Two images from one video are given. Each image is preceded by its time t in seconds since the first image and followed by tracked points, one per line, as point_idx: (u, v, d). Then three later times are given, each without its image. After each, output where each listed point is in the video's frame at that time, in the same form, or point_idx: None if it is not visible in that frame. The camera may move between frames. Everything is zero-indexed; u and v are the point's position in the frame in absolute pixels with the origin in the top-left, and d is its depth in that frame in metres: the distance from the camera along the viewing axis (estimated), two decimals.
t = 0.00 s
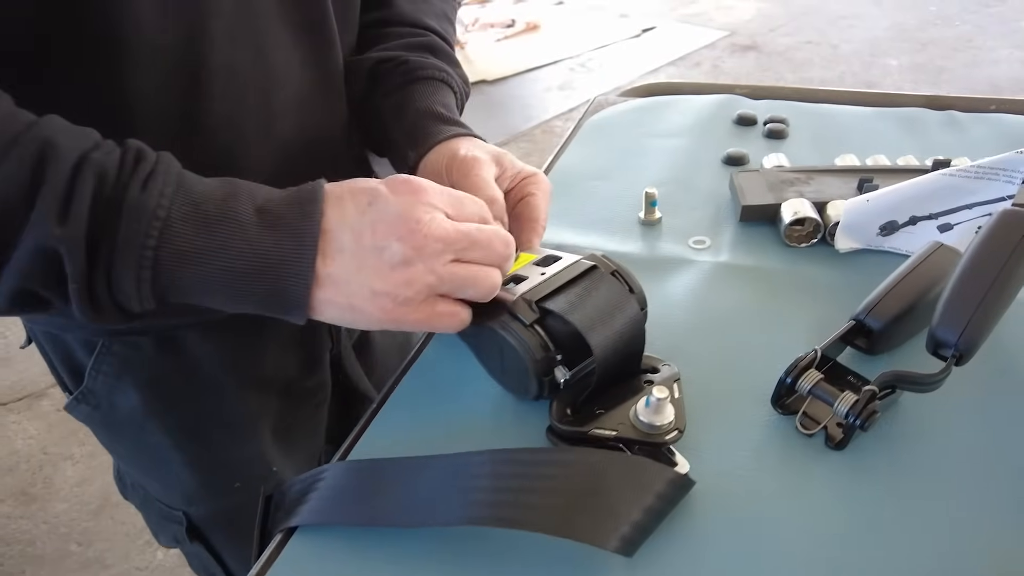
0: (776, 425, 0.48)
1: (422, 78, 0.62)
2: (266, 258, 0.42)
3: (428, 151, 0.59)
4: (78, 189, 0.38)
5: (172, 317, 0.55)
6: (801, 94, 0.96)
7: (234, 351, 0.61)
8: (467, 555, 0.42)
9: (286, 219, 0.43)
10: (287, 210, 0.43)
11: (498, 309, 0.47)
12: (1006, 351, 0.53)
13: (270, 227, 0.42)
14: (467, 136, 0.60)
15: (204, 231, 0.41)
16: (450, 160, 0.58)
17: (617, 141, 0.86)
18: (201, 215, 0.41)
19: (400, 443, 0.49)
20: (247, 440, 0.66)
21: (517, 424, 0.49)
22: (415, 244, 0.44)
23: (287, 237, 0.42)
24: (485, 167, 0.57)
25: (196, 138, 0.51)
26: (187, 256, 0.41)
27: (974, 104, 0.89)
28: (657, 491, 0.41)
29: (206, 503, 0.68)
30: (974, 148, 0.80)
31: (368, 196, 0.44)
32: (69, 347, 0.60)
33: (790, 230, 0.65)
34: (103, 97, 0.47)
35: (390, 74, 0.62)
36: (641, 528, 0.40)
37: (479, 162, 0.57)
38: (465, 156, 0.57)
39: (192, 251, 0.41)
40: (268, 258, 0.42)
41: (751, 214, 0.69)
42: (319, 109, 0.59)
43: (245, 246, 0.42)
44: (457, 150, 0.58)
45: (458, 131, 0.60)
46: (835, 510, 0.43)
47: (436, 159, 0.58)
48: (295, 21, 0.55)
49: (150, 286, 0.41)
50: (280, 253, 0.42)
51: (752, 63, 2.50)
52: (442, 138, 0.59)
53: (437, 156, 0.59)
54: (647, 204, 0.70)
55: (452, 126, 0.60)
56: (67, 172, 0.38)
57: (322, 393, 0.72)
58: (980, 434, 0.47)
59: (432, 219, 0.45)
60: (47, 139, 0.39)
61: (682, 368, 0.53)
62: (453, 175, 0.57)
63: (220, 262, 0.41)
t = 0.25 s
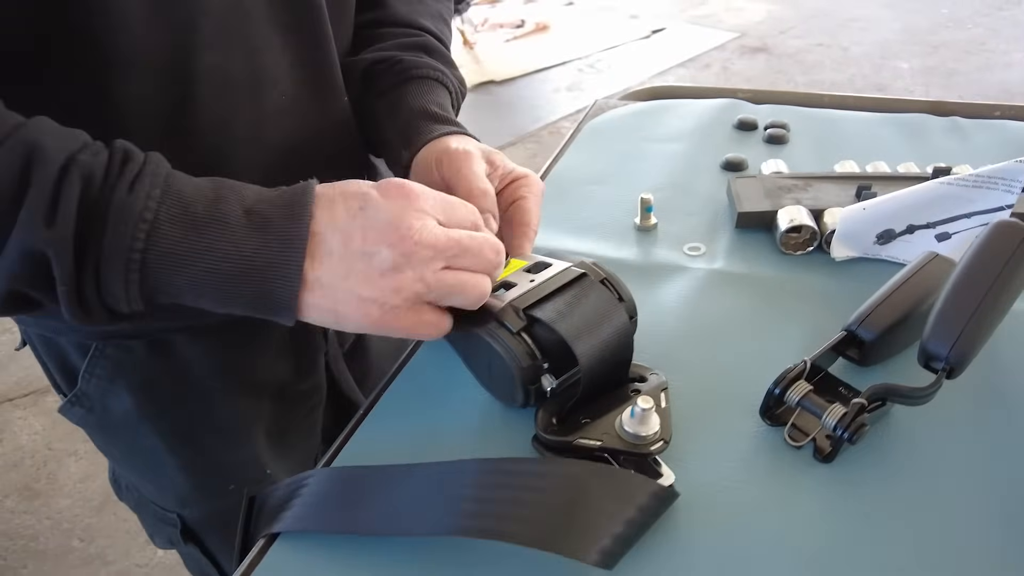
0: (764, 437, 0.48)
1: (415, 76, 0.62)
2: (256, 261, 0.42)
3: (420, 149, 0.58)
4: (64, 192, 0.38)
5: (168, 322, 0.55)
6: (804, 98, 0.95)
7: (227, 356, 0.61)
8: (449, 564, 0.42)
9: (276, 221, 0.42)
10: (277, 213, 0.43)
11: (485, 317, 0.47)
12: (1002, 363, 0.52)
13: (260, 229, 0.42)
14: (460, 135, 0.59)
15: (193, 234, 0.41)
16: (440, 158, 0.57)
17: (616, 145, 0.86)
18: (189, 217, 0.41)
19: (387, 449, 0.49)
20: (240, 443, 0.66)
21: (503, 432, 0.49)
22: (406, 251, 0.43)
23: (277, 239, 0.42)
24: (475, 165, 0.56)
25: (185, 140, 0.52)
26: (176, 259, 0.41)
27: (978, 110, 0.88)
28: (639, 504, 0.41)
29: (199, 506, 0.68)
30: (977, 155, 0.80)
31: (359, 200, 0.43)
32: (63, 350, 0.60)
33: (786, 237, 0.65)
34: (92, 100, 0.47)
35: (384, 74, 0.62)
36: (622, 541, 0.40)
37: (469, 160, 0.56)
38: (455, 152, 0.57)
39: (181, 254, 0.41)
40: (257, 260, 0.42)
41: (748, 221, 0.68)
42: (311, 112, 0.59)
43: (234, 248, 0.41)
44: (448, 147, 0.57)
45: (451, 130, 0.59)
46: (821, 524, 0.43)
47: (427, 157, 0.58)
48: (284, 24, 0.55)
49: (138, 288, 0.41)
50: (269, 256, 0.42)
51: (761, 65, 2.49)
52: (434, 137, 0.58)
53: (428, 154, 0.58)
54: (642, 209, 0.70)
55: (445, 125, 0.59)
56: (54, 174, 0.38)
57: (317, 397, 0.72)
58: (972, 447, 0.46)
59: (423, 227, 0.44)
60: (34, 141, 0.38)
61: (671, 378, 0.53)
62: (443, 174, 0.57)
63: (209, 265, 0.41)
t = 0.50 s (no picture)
0: (754, 451, 0.47)
1: (416, 85, 0.62)
2: (247, 258, 0.41)
3: (418, 159, 0.58)
4: (48, 191, 0.38)
5: (166, 325, 0.55)
6: (811, 105, 0.94)
7: (223, 360, 0.62)
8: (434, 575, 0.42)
9: (269, 217, 0.41)
10: (271, 208, 0.41)
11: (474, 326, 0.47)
12: (1001, 380, 0.51)
13: (252, 225, 0.41)
14: (458, 145, 0.59)
15: (183, 230, 0.40)
16: (434, 171, 0.57)
17: (620, 151, 0.85)
18: (180, 213, 0.40)
19: (378, 456, 0.49)
20: (237, 446, 0.66)
21: (493, 441, 0.49)
22: (404, 280, 0.43)
23: (269, 238, 0.41)
24: (468, 178, 0.56)
25: (179, 141, 0.52)
26: (166, 257, 0.40)
27: (988, 119, 0.87)
28: (623, 519, 0.41)
29: (196, 507, 0.68)
30: (985, 165, 0.79)
31: (367, 219, 0.42)
32: (62, 351, 0.60)
33: (786, 247, 0.64)
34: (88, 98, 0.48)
35: (385, 82, 0.62)
36: (606, 556, 0.40)
37: (463, 174, 0.56)
38: (449, 165, 0.56)
39: (171, 251, 0.40)
40: (248, 259, 0.41)
41: (748, 230, 0.67)
42: (308, 114, 0.59)
43: (225, 246, 0.41)
44: (445, 161, 0.57)
45: (450, 139, 0.59)
46: (810, 542, 0.42)
47: (422, 170, 0.58)
48: (283, 26, 0.55)
49: (130, 285, 0.40)
50: (262, 254, 0.41)
51: (775, 68, 2.47)
52: (431, 148, 0.58)
53: (422, 167, 0.58)
54: (642, 217, 0.69)
55: (443, 135, 0.59)
56: (36, 173, 0.37)
57: (316, 401, 0.72)
58: (967, 466, 0.46)
59: (425, 256, 0.44)
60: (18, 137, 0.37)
61: (662, 390, 0.52)
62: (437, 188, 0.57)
63: (199, 263, 0.40)
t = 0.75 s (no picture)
0: (755, 469, 0.47)
1: (422, 88, 0.62)
2: (272, 235, 0.40)
3: (421, 163, 0.58)
4: (70, 160, 0.37)
5: (172, 324, 0.56)
6: (828, 113, 0.93)
7: (229, 360, 0.62)
8: None
9: (298, 194, 0.40)
10: (300, 184, 0.40)
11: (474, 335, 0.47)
12: (1011, 402, 0.50)
13: (279, 201, 0.39)
14: (464, 149, 0.59)
15: (209, 203, 0.39)
16: (437, 179, 0.57)
17: (632, 158, 0.85)
18: (207, 185, 0.39)
19: (377, 462, 0.49)
20: (243, 445, 0.67)
21: (492, 451, 0.49)
22: (434, 285, 0.43)
23: (296, 215, 0.40)
24: (471, 187, 0.56)
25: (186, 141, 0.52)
26: (191, 231, 0.39)
27: (1009, 130, 0.86)
28: (617, 537, 0.40)
29: (203, 504, 0.68)
30: (1005, 178, 0.77)
31: (416, 221, 0.42)
32: (72, 349, 0.61)
33: (796, 259, 0.63)
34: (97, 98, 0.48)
35: (391, 85, 0.63)
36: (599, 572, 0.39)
37: (465, 182, 0.56)
38: (452, 174, 0.56)
39: (196, 225, 0.39)
40: (274, 237, 0.40)
41: (759, 241, 0.67)
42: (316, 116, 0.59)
43: (250, 221, 0.39)
44: (447, 171, 0.57)
45: (456, 143, 0.59)
46: (809, 563, 0.42)
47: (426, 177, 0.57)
48: (295, 33, 0.55)
49: (155, 260, 0.40)
50: (288, 232, 0.40)
51: (798, 72, 2.44)
52: (436, 154, 0.58)
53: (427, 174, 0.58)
54: (651, 226, 0.69)
55: (449, 140, 0.59)
56: (58, 141, 0.37)
57: (322, 402, 0.73)
58: (973, 490, 0.45)
59: (457, 270, 0.44)
60: (42, 105, 0.37)
61: (663, 402, 0.52)
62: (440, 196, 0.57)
63: (225, 238, 0.39)
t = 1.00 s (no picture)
0: (763, 487, 0.46)
1: (436, 90, 0.62)
2: (288, 227, 0.40)
3: (432, 164, 0.58)
4: (86, 144, 0.37)
5: (186, 320, 0.56)
6: (855, 121, 0.91)
7: (241, 358, 0.62)
8: None
9: (317, 185, 0.40)
10: (318, 176, 0.40)
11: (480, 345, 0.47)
12: None
13: (298, 193, 0.40)
14: (476, 151, 0.58)
15: (226, 192, 0.39)
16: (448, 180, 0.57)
17: (653, 162, 0.84)
18: (225, 174, 0.39)
19: (381, 467, 0.49)
20: (252, 442, 0.67)
21: (496, 459, 0.48)
22: (454, 296, 0.42)
23: (315, 207, 0.40)
24: (481, 189, 0.55)
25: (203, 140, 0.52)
26: (207, 220, 0.39)
27: None
28: (617, 553, 0.40)
29: (212, 499, 0.69)
30: None
31: (444, 231, 0.42)
32: (87, 342, 0.61)
33: (814, 272, 0.62)
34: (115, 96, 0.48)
35: (405, 86, 0.63)
36: None
37: (475, 184, 0.55)
38: (462, 176, 0.56)
39: (212, 214, 0.39)
40: (291, 228, 0.40)
41: (778, 251, 0.65)
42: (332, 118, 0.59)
43: (267, 212, 0.39)
44: (456, 173, 0.56)
45: (467, 145, 0.58)
46: None
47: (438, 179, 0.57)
48: (314, 35, 0.55)
49: (169, 249, 0.40)
50: (305, 223, 0.40)
51: (829, 75, 2.40)
52: (448, 155, 0.58)
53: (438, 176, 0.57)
54: (668, 233, 0.68)
55: (461, 141, 0.59)
56: (75, 125, 0.37)
57: (332, 400, 0.73)
58: (988, 517, 0.43)
59: (479, 281, 0.43)
60: (59, 88, 0.37)
61: (671, 415, 0.51)
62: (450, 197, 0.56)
63: (240, 229, 0.39)
